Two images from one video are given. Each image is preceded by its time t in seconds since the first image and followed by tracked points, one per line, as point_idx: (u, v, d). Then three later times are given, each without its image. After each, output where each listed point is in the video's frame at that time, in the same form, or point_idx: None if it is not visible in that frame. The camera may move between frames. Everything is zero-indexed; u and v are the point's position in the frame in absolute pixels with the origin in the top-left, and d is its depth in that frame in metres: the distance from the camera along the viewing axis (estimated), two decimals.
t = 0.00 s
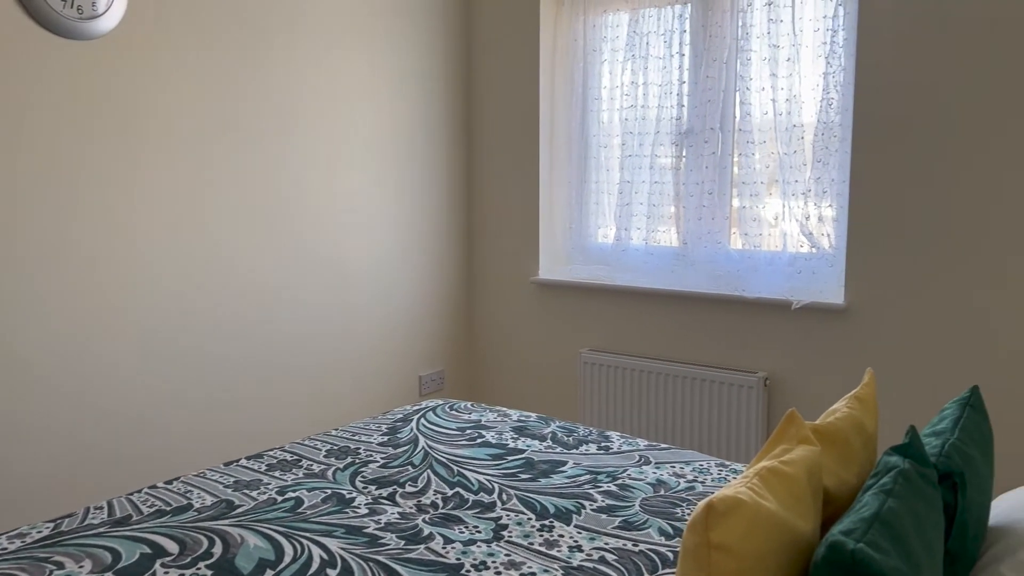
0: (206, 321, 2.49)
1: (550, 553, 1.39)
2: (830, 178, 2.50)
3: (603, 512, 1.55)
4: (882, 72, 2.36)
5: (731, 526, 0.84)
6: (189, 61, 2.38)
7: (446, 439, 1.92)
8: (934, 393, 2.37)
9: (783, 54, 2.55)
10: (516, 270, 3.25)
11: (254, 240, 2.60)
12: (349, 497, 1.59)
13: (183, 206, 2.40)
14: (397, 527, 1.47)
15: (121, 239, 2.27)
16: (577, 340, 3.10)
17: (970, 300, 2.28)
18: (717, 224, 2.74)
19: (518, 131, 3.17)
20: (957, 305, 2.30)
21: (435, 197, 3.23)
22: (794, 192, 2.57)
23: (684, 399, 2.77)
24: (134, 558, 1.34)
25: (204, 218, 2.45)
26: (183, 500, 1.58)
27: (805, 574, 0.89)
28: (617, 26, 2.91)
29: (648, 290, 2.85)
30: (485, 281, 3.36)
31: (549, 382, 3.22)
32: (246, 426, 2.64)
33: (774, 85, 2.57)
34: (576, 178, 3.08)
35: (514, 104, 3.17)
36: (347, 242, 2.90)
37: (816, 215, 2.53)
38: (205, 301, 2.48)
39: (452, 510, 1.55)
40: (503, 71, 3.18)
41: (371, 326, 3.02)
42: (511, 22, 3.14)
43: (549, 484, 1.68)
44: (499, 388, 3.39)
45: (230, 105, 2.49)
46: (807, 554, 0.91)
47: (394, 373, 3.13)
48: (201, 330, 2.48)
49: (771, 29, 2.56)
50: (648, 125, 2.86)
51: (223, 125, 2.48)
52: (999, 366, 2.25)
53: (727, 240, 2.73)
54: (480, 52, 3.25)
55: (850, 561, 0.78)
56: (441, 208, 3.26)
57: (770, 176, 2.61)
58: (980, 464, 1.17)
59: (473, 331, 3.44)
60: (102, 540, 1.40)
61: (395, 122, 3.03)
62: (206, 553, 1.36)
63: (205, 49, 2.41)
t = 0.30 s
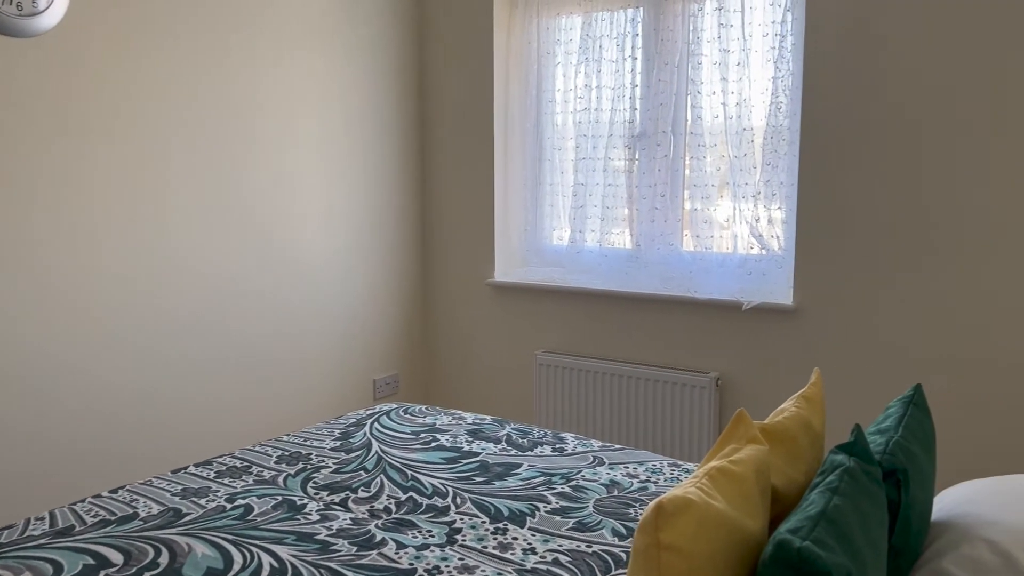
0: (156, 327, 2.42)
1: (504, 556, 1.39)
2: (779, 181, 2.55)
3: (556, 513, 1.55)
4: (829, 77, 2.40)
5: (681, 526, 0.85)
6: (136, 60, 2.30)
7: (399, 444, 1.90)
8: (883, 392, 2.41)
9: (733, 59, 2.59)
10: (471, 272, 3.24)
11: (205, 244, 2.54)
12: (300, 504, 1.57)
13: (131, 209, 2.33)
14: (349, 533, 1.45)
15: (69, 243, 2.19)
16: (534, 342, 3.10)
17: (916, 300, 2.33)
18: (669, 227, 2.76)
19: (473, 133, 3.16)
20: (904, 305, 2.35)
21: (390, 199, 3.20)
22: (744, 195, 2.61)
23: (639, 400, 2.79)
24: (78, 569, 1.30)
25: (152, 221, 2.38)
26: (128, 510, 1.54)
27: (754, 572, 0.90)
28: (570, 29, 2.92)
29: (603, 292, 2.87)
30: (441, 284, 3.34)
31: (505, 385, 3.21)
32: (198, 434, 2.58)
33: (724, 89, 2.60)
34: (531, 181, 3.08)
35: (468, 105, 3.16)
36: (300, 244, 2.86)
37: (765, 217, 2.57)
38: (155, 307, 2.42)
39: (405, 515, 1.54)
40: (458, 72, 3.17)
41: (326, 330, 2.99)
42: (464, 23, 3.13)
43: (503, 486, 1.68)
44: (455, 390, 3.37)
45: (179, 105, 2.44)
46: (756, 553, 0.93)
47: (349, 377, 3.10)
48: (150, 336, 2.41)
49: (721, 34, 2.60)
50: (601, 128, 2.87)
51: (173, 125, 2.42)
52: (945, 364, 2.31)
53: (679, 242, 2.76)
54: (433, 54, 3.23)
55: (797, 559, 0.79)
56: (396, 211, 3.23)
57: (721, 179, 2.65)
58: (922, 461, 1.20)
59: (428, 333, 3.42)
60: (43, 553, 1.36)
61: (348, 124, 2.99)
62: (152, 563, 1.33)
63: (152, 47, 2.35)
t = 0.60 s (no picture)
0: (106, 331, 2.37)
1: (462, 559, 1.38)
2: (734, 184, 2.58)
3: (514, 515, 1.55)
4: (783, 80, 2.44)
5: (636, 526, 0.86)
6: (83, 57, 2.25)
7: (357, 447, 1.89)
8: (837, 390, 2.45)
9: (690, 62, 2.62)
10: (430, 274, 3.22)
11: (158, 246, 2.49)
12: (256, 510, 1.55)
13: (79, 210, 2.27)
14: (305, 539, 1.44)
15: (16, 245, 2.13)
16: (493, 344, 3.10)
17: (868, 300, 2.38)
18: (627, 228, 2.78)
19: (431, 135, 3.14)
20: (857, 305, 2.40)
21: (348, 200, 3.17)
22: (700, 197, 2.64)
23: (598, 400, 2.80)
24: None
25: (101, 222, 2.32)
26: (76, 518, 1.51)
27: (708, 571, 0.91)
28: (529, 31, 2.93)
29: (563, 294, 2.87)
30: (399, 285, 3.32)
31: (465, 387, 3.20)
32: (152, 439, 2.53)
33: (680, 92, 2.63)
34: (490, 182, 3.08)
35: (427, 106, 3.14)
36: (256, 245, 2.81)
37: (721, 219, 2.60)
38: (105, 310, 2.36)
39: (362, 519, 1.52)
40: (416, 73, 3.15)
41: (283, 333, 2.95)
42: (422, 24, 3.11)
43: (461, 489, 1.67)
44: (415, 392, 3.35)
45: (133, 103, 2.38)
46: (711, 552, 0.94)
47: (306, 380, 3.06)
48: (101, 340, 2.36)
49: (677, 38, 2.63)
50: (560, 130, 2.89)
51: (124, 125, 2.36)
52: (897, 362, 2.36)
53: (637, 244, 2.78)
54: (391, 53, 3.21)
55: (750, 557, 0.80)
56: (354, 212, 3.20)
57: (678, 181, 2.67)
58: (872, 458, 1.22)
59: (386, 335, 3.39)
60: None
61: (304, 125, 2.95)
62: (101, 572, 1.30)
63: (102, 45, 2.29)
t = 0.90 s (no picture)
0: (62, 333, 2.32)
1: (427, 560, 1.38)
2: (699, 185, 2.61)
3: (481, 516, 1.55)
4: (747, 83, 2.47)
5: (600, 526, 0.87)
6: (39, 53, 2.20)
7: (321, 450, 1.87)
8: (799, 389, 2.49)
9: (654, 64, 2.64)
10: (396, 274, 3.21)
11: (118, 246, 2.45)
12: (218, 513, 1.53)
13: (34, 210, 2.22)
14: (268, 542, 1.42)
15: None
16: (460, 344, 3.09)
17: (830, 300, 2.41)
18: (593, 229, 2.80)
19: (397, 135, 3.13)
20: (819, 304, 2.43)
21: (313, 200, 3.14)
22: (665, 198, 2.66)
23: (565, 400, 2.81)
24: None
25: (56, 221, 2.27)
26: (33, 523, 1.48)
27: (671, 569, 0.92)
28: (495, 32, 2.93)
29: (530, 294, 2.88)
30: (365, 286, 3.30)
31: (432, 388, 3.20)
32: (112, 444, 2.48)
33: (645, 94, 2.65)
34: (457, 183, 3.08)
35: (393, 105, 3.13)
36: (220, 246, 2.78)
37: (686, 220, 2.63)
38: (63, 312, 2.32)
39: (327, 522, 1.51)
40: (381, 72, 3.14)
41: (247, 334, 2.91)
42: (387, 23, 3.10)
43: (427, 491, 1.66)
44: (381, 393, 3.34)
45: (93, 101, 2.34)
46: (674, 550, 0.95)
47: (271, 381, 3.03)
48: (60, 341, 2.31)
49: (642, 40, 2.64)
50: (526, 131, 2.89)
51: (83, 123, 2.32)
52: (858, 362, 2.39)
53: (603, 244, 2.79)
54: (357, 52, 3.19)
55: (711, 555, 0.81)
56: (319, 211, 3.17)
57: (643, 182, 2.69)
58: (832, 456, 1.24)
59: (352, 336, 3.37)
60: None
61: (268, 124, 2.92)
62: None
63: (62, 42, 2.25)
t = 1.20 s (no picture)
0: (34, 333, 2.28)
1: (400, 559, 1.38)
2: (671, 184, 2.62)
3: (453, 514, 1.55)
4: (719, 82, 2.48)
5: (569, 522, 0.87)
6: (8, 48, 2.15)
7: (293, 449, 1.86)
8: (771, 385, 2.51)
9: (627, 63, 2.65)
10: (370, 272, 3.19)
11: (88, 244, 2.41)
12: (188, 513, 1.52)
13: (3, 208, 2.18)
14: (239, 542, 1.41)
15: None
16: (434, 342, 3.09)
17: (801, 298, 2.44)
18: (567, 227, 2.80)
19: (370, 133, 3.12)
20: (790, 302, 2.46)
21: (286, 197, 3.12)
22: (638, 197, 2.67)
23: (540, 397, 2.81)
24: None
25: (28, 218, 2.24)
26: None
27: (640, 564, 0.92)
28: (469, 29, 2.92)
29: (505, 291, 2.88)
30: (338, 284, 3.28)
31: (406, 387, 3.19)
32: (83, 444, 2.45)
33: (618, 93, 2.66)
34: (431, 181, 3.08)
35: (366, 103, 3.11)
36: (193, 244, 2.75)
37: (658, 219, 2.64)
38: (34, 311, 2.28)
39: (299, 521, 1.51)
40: (355, 69, 3.12)
41: (220, 332, 2.89)
42: (361, 20, 3.08)
43: (399, 489, 1.66)
44: (354, 391, 3.32)
45: (66, 96, 2.30)
46: (643, 546, 0.95)
47: (244, 380, 3.01)
48: (31, 339, 2.28)
49: (615, 39, 2.65)
50: (500, 129, 2.89)
51: (54, 119, 2.28)
52: (828, 358, 2.42)
53: (576, 242, 2.80)
54: (330, 48, 3.17)
55: (680, 551, 0.82)
56: (291, 209, 3.15)
57: (616, 180, 2.70)
58: (800, 451, 1.26)
59: (325, 334, 3.35)
60: None
61: (240, 121, 2.89)
62: None
63: (31, 36, 2.21)
